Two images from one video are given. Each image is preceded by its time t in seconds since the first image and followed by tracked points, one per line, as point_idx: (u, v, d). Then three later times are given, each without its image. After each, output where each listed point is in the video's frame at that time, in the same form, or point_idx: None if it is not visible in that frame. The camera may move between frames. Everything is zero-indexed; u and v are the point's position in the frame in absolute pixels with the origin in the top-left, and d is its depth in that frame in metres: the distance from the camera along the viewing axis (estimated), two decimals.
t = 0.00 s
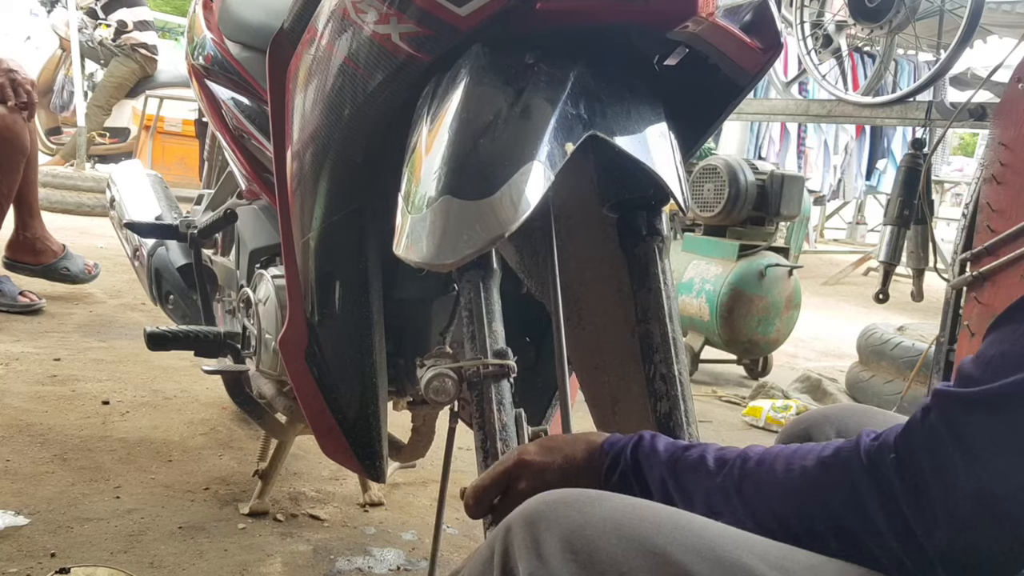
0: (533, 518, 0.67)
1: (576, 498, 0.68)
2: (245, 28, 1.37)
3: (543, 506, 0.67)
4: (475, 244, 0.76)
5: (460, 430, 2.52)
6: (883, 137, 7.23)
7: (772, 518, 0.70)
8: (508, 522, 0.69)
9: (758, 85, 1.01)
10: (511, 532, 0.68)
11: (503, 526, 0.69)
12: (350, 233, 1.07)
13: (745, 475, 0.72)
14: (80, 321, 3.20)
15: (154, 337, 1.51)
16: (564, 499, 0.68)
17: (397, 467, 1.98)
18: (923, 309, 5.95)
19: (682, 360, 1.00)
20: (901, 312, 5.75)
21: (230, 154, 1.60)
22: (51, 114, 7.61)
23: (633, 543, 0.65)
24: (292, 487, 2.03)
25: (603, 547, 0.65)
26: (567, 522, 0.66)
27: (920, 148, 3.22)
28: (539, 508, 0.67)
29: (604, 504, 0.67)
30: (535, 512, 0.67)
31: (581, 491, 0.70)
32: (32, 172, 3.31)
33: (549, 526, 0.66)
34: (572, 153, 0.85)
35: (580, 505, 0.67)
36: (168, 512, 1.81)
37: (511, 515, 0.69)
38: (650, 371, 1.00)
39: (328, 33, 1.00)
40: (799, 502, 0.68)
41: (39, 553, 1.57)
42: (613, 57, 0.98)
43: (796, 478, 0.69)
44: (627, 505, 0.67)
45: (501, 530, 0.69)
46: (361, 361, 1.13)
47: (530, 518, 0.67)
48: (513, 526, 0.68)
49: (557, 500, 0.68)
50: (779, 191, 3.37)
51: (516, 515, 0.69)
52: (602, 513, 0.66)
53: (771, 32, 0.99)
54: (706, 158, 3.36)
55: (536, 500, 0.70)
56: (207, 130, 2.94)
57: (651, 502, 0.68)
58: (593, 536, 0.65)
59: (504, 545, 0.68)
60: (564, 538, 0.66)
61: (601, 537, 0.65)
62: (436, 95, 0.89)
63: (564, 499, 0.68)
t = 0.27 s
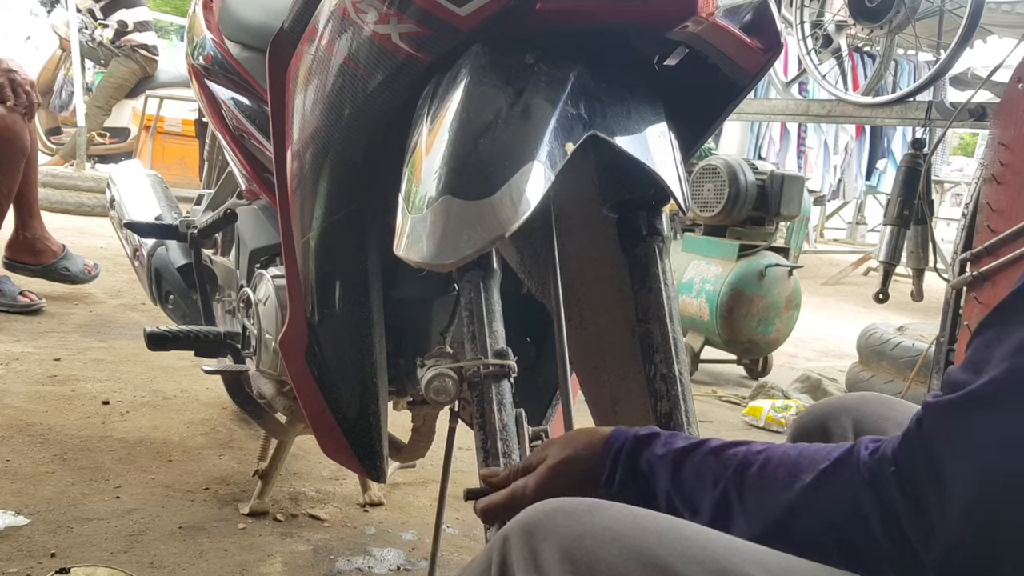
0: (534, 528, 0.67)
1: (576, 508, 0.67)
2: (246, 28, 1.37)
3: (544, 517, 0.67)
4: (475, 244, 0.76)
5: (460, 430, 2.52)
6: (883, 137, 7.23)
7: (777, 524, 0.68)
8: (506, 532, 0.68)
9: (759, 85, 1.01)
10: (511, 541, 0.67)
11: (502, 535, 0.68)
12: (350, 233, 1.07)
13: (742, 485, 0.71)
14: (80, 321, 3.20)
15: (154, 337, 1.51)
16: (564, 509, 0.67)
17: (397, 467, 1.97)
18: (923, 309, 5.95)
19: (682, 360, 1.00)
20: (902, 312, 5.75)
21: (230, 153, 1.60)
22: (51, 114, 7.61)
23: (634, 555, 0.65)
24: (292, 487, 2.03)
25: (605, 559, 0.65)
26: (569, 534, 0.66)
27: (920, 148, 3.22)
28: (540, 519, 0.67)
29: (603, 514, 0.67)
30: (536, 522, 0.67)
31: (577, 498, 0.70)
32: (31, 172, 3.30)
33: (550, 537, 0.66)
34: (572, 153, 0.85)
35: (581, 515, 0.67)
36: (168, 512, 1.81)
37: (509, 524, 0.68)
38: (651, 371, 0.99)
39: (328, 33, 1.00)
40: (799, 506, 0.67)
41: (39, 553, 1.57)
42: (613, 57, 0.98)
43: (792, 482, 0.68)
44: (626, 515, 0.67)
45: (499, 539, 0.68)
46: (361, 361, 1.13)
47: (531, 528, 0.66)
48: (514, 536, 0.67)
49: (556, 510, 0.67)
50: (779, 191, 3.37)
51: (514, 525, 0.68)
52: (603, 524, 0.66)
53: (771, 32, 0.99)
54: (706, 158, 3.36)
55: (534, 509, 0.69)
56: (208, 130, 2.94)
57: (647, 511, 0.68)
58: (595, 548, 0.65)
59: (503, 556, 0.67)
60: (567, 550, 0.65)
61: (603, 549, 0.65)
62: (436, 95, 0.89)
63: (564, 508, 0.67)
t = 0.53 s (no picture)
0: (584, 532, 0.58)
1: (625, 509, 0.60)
2: (245, 28, 1.37)
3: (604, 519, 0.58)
4: (474, 244, 0.76)
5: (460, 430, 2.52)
6: (883, 137, 7.23)
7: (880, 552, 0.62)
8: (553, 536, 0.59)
9: (758, 85, 1.01)
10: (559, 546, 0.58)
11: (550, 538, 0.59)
12: (349, 233, 1.07)
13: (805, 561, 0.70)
14: (80, 321, 3.20)
15: (154, 337, 1.51)
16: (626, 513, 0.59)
17: (397, 467, 1.98)
18: (923, 309, 5.95)
19: (682, 360, 0.99)
20: (901, 311, 5.75)
21: (230, 154, 1.60)
22: (51, 114, 7.62)
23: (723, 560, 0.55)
24: (292, 487, 2.03)
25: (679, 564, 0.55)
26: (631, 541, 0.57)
27: (920, 148, 3.22)
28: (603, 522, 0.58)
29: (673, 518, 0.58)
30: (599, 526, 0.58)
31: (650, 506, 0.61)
32: (31, 172, 3.30)
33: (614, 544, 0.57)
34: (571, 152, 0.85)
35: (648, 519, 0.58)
36: (168, 512, 1.81)
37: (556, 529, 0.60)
38: (650, 371, 0.98)
39: (327, 33, 1.00)
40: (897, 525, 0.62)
41: (38, 553, 1.57)
42: (612, 57, 0.98)
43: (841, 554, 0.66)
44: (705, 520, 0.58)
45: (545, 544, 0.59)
46: (361, 362, 1.13)
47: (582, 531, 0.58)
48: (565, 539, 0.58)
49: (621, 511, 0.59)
50: (779, 191, 3.37)
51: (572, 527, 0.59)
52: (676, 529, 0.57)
53: (770, 32, 0.99)
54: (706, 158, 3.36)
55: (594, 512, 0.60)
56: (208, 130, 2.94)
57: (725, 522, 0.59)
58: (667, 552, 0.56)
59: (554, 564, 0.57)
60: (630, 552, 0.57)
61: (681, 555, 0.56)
62: (435, 95, 0.89)
63: (629, 512, 0.59)
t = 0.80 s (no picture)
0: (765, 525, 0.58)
1: (779, 498, 0.60)
2: (246, 28, 1.37)
3: (796, 515, 0.58)
4: (475, 244, 0.76)
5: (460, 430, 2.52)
6: (883, 138, 7.23)
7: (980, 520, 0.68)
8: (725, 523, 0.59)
9: (759, 85, 1.01)
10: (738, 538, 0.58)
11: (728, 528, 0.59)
12: (350, 233, 1.07)
13: None
14: (80, 321, 3.20)
15: (154, 337, 1.51)
16: (818, 508, 0.59)
17: (397, 467, 1.98)
18: (922, 309, 5.94)
19: (682, 360, 0.99)
20: (901, 312, 5.75)
21: (230, 153, 1.60)
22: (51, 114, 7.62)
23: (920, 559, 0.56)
24: (292, 487, 2.03)
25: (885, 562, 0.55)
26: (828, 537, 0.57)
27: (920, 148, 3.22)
28: (798, 517, 0.58)
29: (864, 517, 0.58)
30: (793, 519, 0.58)
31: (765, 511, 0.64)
32: (32, 172, 3.30)
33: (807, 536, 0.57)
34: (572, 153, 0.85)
35: (840, 517, 0.58)
36: (168, 512, 1.81)
37: (730, 519, 0.59)
38: (651, 371, 0.98)
39: (328, 33, 1.00)
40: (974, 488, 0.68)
41: (38, 553, 1.57)
42: (613, 57, 0.98)
43: None
44: (890, 521, 0.58)
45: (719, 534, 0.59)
46: (361, 362, 1.13)
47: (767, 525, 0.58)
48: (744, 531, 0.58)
49: (809, 507, 0.59)
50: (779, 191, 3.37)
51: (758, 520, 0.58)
52: (873, 530, 0.57)
53: (771, 32, 0.99)
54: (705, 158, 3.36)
55: (765, 503, 0.60)
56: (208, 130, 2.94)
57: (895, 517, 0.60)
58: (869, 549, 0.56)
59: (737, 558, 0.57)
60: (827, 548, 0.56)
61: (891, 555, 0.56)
62: (436, 95, 0.89)
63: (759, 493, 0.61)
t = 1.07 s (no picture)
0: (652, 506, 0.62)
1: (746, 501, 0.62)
2: (246, 28, 1.37)
3: (675, 492, 0.62)
4: (475, 245, 0.76)
5: (460, 430, 2.52)
6: (883, 138, 7.22)
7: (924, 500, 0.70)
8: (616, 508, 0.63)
9: (758, 85, 1.01)
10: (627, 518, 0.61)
11: (617, 511, 0.62)
12: (350, 233, 1.07)
13: None
14: (80, 321, 3.20)
15: (154, 337, 1.51)
16: (695, 487, 0.63)
17: (397, 467, 1.98)
18: (923, 309, 5.94)
19: (682, 360, 0.99)
20: (901, 311, 5.75)
21: (230, 153, 1.60)
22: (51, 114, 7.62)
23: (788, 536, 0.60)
24: (292, 487, 2.03)
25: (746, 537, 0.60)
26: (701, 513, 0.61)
27: (920, 148, 3.22)
28: (676, 495, 0.62)
29: (732, 495, 0.63)
30: (673, 498, 0.62)
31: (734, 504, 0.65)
32: (31, 172, 3.30)
33: (685, 512, 0.61)
34: (572, 152, 0.85)
35: (711, 494, 0.62)
36: (168, 512, 1.81)
37: (617, 501, 0.63)
38: (651, 371, 1.00)
39: (328, 33, 1.00)
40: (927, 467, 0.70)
41: (39, 553, 1.57)
42: (613, 57, 0.98)
43: None
44: (764, 502, 0.63)
45: (607, 516, 0.62)
46: (361, 362, 1.13)
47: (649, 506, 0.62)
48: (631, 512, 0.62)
49: (685, 486, 0.63)
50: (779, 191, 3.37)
51: (639, 500, 0.62)
52: (743, 508, 0.62)
53: (770, 31, 0.99)
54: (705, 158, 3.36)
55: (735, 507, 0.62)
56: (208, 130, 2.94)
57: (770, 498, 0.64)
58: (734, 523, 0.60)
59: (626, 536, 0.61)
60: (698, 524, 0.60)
61: (748, 528, 0.60)
62: (436, 95, 0.89)
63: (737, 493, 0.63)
